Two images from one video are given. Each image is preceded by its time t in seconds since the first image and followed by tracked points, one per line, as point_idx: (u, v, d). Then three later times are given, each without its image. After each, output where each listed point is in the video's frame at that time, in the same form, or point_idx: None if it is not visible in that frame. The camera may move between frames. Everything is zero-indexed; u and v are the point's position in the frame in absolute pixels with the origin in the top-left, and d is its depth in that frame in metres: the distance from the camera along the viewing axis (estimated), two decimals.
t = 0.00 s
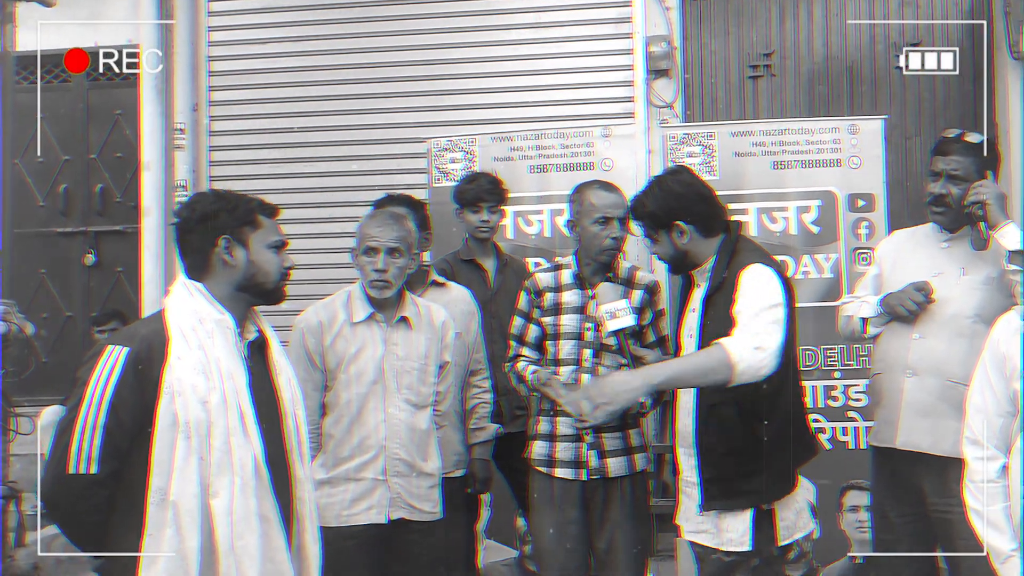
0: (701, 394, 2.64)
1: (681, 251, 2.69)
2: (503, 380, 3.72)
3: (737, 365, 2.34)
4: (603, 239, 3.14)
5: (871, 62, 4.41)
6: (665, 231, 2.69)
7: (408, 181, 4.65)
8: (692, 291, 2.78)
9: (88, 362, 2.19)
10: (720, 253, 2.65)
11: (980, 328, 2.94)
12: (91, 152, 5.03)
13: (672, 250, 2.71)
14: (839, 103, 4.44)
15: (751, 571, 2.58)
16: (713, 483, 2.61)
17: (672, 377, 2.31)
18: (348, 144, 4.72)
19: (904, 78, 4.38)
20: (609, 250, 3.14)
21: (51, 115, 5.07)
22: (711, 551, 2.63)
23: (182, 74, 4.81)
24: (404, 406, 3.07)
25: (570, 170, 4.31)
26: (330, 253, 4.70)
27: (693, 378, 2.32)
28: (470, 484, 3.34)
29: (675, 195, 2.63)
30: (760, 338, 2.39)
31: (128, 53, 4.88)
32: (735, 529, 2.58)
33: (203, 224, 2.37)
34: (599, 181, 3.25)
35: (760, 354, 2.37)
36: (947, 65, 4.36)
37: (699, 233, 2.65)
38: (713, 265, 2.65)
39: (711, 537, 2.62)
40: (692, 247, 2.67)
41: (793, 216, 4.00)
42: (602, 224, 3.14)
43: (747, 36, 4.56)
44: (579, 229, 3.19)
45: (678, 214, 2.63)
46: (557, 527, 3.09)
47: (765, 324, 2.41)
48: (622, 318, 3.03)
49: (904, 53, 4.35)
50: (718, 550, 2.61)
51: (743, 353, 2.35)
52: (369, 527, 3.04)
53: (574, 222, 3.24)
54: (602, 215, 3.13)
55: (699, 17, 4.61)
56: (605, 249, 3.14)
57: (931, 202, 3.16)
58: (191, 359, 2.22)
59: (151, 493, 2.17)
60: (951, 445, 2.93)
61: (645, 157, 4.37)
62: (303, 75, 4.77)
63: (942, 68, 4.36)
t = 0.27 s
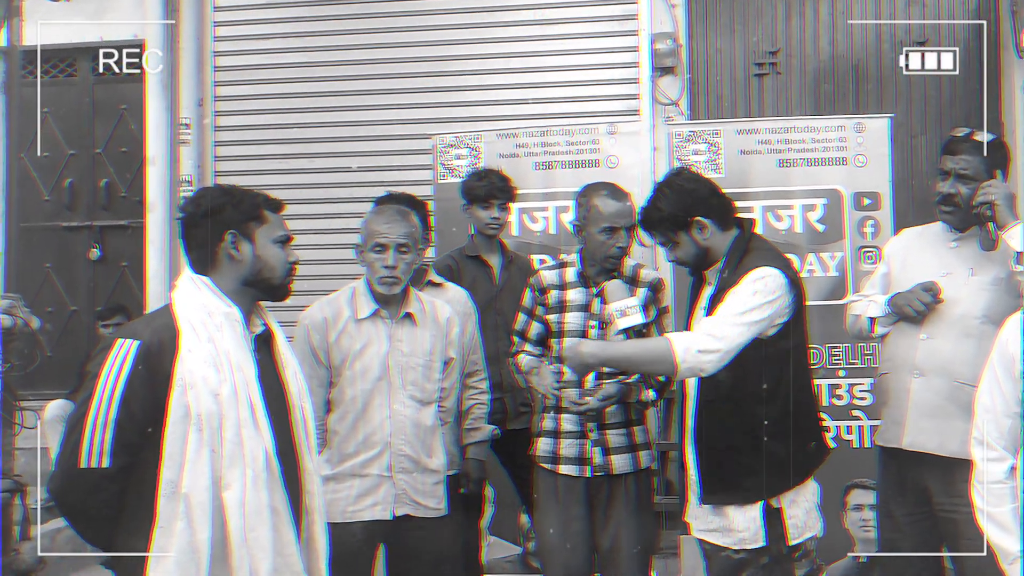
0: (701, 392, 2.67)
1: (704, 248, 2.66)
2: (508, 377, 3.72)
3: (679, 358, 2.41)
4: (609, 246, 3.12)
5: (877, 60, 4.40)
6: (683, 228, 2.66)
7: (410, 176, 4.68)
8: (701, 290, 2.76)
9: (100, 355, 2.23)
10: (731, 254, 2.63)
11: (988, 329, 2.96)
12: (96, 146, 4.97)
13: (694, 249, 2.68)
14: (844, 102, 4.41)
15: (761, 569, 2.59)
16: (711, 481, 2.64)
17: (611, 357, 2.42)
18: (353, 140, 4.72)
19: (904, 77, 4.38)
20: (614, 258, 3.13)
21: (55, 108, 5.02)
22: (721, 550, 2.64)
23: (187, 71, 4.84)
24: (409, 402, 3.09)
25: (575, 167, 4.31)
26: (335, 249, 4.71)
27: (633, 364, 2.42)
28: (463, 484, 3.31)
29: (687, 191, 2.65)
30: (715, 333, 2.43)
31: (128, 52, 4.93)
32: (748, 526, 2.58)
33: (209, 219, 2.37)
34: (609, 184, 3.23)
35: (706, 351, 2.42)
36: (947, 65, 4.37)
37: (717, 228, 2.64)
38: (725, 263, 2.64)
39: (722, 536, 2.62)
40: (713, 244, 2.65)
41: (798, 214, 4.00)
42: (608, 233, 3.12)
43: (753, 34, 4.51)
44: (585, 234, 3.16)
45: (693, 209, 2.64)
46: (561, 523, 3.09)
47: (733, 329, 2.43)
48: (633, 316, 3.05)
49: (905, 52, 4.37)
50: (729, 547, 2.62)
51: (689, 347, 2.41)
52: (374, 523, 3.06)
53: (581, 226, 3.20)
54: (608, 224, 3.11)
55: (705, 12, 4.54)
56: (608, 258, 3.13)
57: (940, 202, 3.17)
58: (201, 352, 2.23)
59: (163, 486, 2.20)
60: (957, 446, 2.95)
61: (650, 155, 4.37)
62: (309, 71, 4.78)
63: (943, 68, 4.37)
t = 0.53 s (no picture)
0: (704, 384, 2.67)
1: (711, 242, 2.66)
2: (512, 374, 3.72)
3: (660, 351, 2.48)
4: (611, 239, 3.11)
5: (883, 57, 4.39)
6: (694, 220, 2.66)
7: (418, 174, 4.64)
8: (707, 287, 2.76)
9: (106, 351, 2.18)
10: (736, 248, 2.64)
11: (997, 329, 2.94)
12: (102, 141, 4.89)
13: (700, 241, 2.67)
14: (850, 99, 4.40)
15: (767, 567, 2.59)
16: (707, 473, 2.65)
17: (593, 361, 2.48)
18: (358, 137, 4.72)
19: (902, 77, 4.37)
20: (616, 250, 3.11)
21: (61, 103, 4.92)
22: (727, 547, 2.64)
23: (193, 67, 4.85)
24: (414, 398, 3.09)
25: (581, 164, 4.32)
26: (339, 246, 4.72)
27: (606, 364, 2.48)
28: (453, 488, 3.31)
29: (705, 182, 2.63)
30: (698, 323, 2.48)
31: (128, 51, 4.92)
32: (752, 526, 2.58)
33: (210, 209, 2.33)
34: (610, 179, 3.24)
35: (689, 342, 2.47)
36: (946, 66, 4.34)
37: (728, 224, 2.64)
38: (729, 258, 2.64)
39: (726, 535, 2.63)
40: (721, 239, 2.65)
41: (804, 212, 3.99)
42: (610, 224, 3.10)
43: (758, 32, 4.48)
44: (586, 228, 3.13)
45: (709, 200, 2.62)
46: (566, 521, 3.10)
47: (717, 321, 2.48)
48: (639, 313, 3.12)
49: (905, 52, 4.36)
50: (734, 546, 2.62)
51: (669, 339, 2.48)
52: (380, 519, 3.06)
53: (582, 220, 3.19)
54: (610, 215, 3.10)
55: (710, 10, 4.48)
56: (612, 250, 3.11)
57: (949, 200, 3.14)
58: (212, 346, 2.20)
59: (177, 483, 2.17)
60: (963, 445, 2.95)
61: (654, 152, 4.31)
62: (315, 68, 4.78)
63: (941, 69, 4.34)
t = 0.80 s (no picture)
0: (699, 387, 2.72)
1: (697, 243, 2.70)
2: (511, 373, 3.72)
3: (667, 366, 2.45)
4: (608, 236, 3.13)
5: (883, 57, 4.39)
6: (683, 222, 2.70)
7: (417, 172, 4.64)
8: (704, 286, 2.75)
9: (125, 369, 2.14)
10: (731, 251, 2.63)
11: (998, 331, 2.95)
12: (102, 139, 4.87)
13: (687, 241, 2.72)
14: (850, 99, 4.40)
15: (764, 566, 2.57)
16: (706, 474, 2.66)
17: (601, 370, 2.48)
18: (358, 135, 4.72)
19: (903, 76, 4.37)
20: (616, 248, 3.14)
21: (60, 100, 4.92)
22: (723, 546, 2.62)
23: (193, 64, 4.86)
24: (413, 397, 3.09)
25: (580, 163, 4.32)
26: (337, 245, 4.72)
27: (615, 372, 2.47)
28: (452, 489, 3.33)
29: (698, 187, 2.66)
30: (703, 334, 2.46)
31: (127, 51, 4.92)
32: (748, 525, 2.57)
33: (213, 214, 2.32)
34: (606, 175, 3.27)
35: (696, 355, 2.45)
36: (946, 65, 4.34)
37: (716, 227, 2.66)
38: (724, 260, 2.64)
39: (723, 534, 2.61)
40: (708, 241, 2.67)
41: (804, 212, 4.00)
42: (607, 220, 3.13)
43: (759, 30, 4.50)
44: (584, 225, 3.17)
45: (697, 205, 2.65)
46: (565, 519, 3.10)
47: (720, 328, 2.45)
48: (636, 312, 3.09)
49: (905, 52, 4.36)
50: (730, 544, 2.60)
51: (675, 353, 2.45)
52: (379, 518, 3.06)
53: (578, 217, 3.23)
54: (606, 211, 3.13)
55: (710, 10, 4.52)
56: (611, 247, 3.14)
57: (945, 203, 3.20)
58: (232, 363, 2.19)
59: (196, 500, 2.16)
60: (962, 447, 2.95)
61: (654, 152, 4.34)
62: (315, 66, 4.78)
63: (942, 68, 4.35)
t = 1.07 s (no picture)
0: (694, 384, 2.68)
1: (686, 242, 2.70)
2: (505, 370, 3.77)
3: (685, 383, 2.50)
4: (600, 228, 3.15)
5: (878, 54, 4.38)
6: (671, 221, 2.70)
7: (411, 168, 4.64)
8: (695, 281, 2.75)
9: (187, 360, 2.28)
10: (724, 247, 2.62)
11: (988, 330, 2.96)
12: (94, 134, 4.83)
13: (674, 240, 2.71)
14: (845, 94, 4.42)
15: (755, 563, 2.56)
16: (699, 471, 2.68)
17: (619, 397, 2.61)
18: (351, 131, 4.69)
19: (902, 77, 4.36)
20: (607, 240, 3.15)
21: (52, 95, 4.84)
22: (715, 542, 2.62)
23: (186, 59, 4.82)
24: (407, 394, 3.17)
25: (575, 159, 4.46)
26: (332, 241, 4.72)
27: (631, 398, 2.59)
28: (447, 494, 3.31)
29: (684, 188, 2.65)
30: (710, 344, 2.50)
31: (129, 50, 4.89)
32: (743, 520, 2.59)
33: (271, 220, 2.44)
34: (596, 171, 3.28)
35: (708, 368, 2.49)
36: (947, 65, 4.33)
37: (705, 225, 2.65)
38: (716, 256, 2.63)
39: (715, 530, 2.62)
40: (697, 239, 2.67)
41: (799, 209, 3.98)
42: (599, 214, 3.14)
43: (754, 28, 4.51)
44: (576, 220, 3.19)
45: (685, 205, 2.65)
46: (560, 516, 3.09)
47: (729, 339, 2.47)
48: (627, 308, 3.10)
49: (905, 53, 4.35)
50: (723, 541, 2.60)
51: (690, 369, 2.50)
52: (372, 514, 3.15)
53: (571, 211, 3.24)
54: (599, 205, 3.13)
55: (705, 10, 4.56)
56: (603, 240, 3.15)
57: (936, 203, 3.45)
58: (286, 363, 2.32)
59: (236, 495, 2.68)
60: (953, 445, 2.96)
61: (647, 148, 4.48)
62: (309, 61, 4.75)
63: (942, 68, 4.33)
